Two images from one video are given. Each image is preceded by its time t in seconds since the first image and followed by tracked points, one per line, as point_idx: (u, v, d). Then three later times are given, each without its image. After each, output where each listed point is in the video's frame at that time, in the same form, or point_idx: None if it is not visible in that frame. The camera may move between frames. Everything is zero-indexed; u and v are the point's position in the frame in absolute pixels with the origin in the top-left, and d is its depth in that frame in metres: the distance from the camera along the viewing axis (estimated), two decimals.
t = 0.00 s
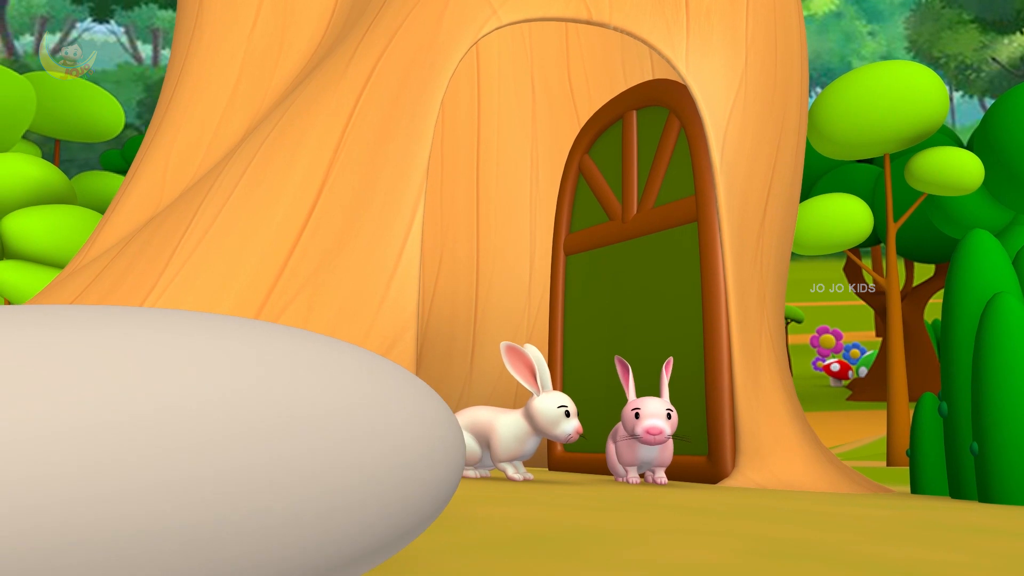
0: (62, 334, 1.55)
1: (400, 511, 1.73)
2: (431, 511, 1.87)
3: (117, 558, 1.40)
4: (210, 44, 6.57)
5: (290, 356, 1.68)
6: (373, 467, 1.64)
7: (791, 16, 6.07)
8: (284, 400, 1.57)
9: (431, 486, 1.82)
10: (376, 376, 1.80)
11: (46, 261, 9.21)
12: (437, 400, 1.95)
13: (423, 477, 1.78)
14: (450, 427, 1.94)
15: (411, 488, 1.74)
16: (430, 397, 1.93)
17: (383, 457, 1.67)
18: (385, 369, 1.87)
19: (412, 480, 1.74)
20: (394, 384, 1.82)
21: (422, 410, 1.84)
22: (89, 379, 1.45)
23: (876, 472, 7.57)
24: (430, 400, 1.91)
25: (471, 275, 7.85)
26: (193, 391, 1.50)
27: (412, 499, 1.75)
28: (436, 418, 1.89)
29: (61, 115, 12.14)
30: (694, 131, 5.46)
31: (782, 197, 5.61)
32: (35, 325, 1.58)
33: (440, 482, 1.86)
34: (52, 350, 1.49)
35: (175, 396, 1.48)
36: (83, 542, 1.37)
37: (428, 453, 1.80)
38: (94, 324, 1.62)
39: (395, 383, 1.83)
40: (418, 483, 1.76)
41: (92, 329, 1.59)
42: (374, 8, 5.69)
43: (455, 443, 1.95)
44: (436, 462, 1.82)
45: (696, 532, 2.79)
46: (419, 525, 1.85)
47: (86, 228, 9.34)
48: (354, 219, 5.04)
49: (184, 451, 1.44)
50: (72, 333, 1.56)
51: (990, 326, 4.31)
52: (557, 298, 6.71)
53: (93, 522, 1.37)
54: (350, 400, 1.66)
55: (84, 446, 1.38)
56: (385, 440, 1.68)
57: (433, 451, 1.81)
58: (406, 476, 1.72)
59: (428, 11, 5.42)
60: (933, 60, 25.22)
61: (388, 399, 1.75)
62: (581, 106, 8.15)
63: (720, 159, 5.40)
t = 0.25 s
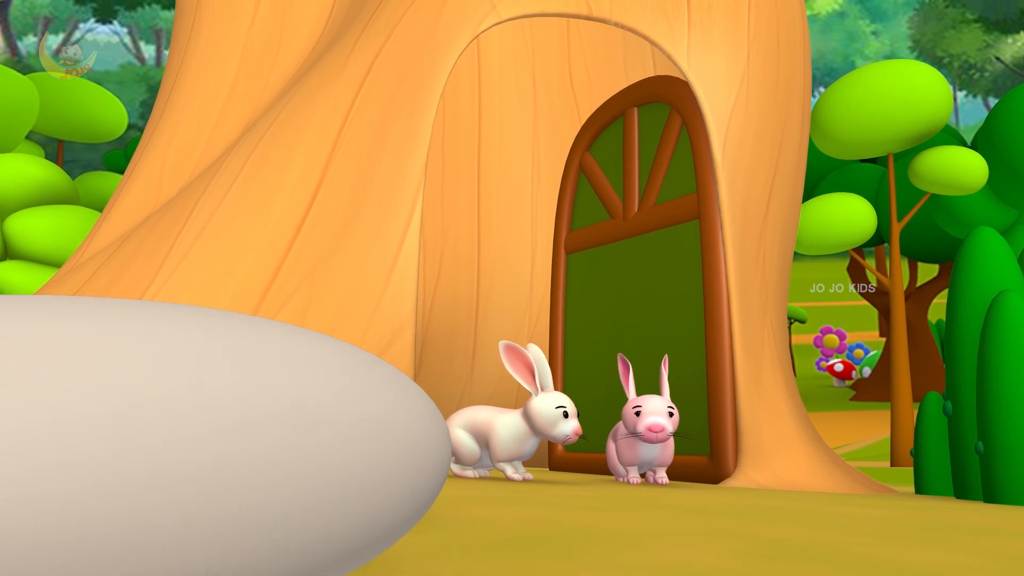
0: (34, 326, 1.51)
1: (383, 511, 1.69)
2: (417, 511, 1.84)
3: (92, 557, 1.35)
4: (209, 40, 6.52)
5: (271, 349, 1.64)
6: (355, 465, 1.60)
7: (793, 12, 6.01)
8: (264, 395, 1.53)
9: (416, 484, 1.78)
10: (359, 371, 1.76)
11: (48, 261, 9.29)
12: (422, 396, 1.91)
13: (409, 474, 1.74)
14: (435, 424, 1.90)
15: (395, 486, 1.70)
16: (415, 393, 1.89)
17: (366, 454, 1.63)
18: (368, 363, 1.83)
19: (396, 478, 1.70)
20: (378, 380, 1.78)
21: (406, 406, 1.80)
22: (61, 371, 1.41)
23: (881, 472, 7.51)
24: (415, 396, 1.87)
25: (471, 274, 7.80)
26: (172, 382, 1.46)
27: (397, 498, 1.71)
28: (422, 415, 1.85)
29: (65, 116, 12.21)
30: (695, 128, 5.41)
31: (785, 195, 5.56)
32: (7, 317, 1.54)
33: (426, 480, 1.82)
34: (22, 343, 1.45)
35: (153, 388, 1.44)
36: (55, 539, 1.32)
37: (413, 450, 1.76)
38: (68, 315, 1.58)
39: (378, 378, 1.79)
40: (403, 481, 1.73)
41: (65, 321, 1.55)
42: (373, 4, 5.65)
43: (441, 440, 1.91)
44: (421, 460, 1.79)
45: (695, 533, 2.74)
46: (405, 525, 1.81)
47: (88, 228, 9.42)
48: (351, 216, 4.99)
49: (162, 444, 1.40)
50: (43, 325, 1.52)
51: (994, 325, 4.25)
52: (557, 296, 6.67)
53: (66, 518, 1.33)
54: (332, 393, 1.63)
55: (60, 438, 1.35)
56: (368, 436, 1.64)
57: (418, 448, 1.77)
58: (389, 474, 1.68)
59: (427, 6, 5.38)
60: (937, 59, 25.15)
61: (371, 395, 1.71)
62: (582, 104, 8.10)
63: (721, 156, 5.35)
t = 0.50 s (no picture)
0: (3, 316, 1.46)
1: (366, 509, 1.66)
2: (399, 510, 1.80)
3: (69, 556, 1.31)
4: (207, 38, 6.48)
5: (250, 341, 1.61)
6: (337, 461, 1.57)
7: (795, 8, 5.96)
8: (244, 389, 1.50)
9: (398, 481, 1.75)
10: (341, 366, 1.73)
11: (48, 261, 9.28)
12: (404, 392, 1.88)
13: (390, 471, 1.71)
14: (418, 421, 1.87)
15: (377, 484, 1.67)
16: (397, 389, 1.86)
17: (347, 450, 1.60)
18: (350, 358, 1.80)
19: (379, 474, 1.67)
20: (359, 375, 1.74)
21: (388, 402, 1.77)
22: (32, 362, 1.37)
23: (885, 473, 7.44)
24: (397, 392, 1.85)
25: (472, 272, 7.75)
26: (152, 374, 1.43)
27: (379, 495, 1.68)
28: (404, 411, 1.82)
29: (66, 117, 12.20)
30: (697, 125, 5.37)
31: (787, 193, 5.50)
32: None
33: (408, 478, 1.79)
34: None
35: (132, 381, 1.40)
36: (29, 537, 1.28)
37: (395, 447, 1.73)
38: (40, 305, 1.53)
39: (360, 373, 1.76)
40: (385, 478, 1.70)
41: (36, 310, 1.50)
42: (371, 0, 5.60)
43: (423, 437, 1.88)
44: (403, 457, 1.76)
45: (695, 534, 2.69)
46: (387, 524, 1.78)
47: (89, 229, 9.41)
48: (349, 214, 4.94)
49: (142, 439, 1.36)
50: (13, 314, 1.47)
51: (999, 323, 4.20)
52: (558, 295, 6.62)
53: (41, 514, 1.28)
54: (312, 387, 1.60)
55: (33, 432, 1.30)
56: (349, 432, 1.61)
57: (400, 445, 1.75)
58: (371, 470, 1.65)
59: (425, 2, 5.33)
60: (941, 58, 25.05)
61: (352, 390, 1.68)
62: (584, 102, 8.04)
63: (724, 154, 5.29)
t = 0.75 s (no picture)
0: None
1: (348, 504, 1.62)
2: (380, 506, 1.77)
3: (36, 557, 1.24)
4: (205, 36, 6.44)
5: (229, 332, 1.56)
6: (320, 454, 1.53)
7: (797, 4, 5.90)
8: (224, 378, 1.45)
9: (380, 477, 1.72)
10: (321, 358, 1.69)
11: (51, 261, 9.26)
12: (384, 385, 1.85)
13: (372, 466, 1.67)
14: (398, 415, 1.84)
15: (359, 478, 1.63)
16: (376, 382, 1.82)
17: (330, 444, 1.56)
18: (329, 350, 1.75)
19: (360, 468, 1.63)
20: (334, 365, 1.69)
21: (369, 395, 1.74)
22: None
23: (890, 474, 7.37)
24: (377, 385, 1.81)
25: (472, 271, 7.70)
26: (119, 365, 1.37)
27: (361, 490, 1.64)
28: (385, 404, 1.79)
29: (68, 119, 12.19)
30: (698, 121, 5.32)
31: (790, 190, 5.44)
32: None
33: (390, 473, 1.76)
34: None
35: (108, 371, 1.35)
36: (2, 534, 1.22)
37: (376, 440, 1.69)
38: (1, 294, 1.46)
39: (339, 365, 1.72)
40: (367, 472, 1.66)
41: None
42: None
43: (403, 431, 1.85)
44: (385, 451, 1.72)
45: (696, 534, 2.63)
46: (368, 521, 1.74)
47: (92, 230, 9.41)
48: (346, 211, 4.88)
49: (113, 430, 1.30)
50: None
51: (1005, 322, 4.14)
52: (558, 293, 6.57)
53: (16, 510, 1.23)
54: (293, 378, 1.56)
55: None
56: (331, 424, 1.57)
57: (381, 438, 1.71)
58: (354, 464, 1.61)
59: None
60: (945, 57, 24.96)
61: (332, 382, 1.64)
62: (585, 100, 7.99)
63: (726, 151, 5.24)
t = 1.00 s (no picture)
0: None
1: (332, 501, 1.58)
2: (360, 505, 1.73)
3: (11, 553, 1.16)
4: (202, 34, 6.40)
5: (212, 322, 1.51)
6: (308, 448, 1.49)
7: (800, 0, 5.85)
8: (211, 368, 1.40)
9: (362, 473, 1.68)
10: (304, 350, 1.65)
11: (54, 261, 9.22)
12: (363, 380, 1.81)
13: (356, 461, 1.64)
14: (378, 410, 1.80)
15: (344, 474, 1.60)
16: (356, 376, 1.79)
17: (316, 438, 1.52)
18: (309, 345, 1.71)
19: (345, 463, 1.60)
20: (315, 360, 1.65)
21: (352, 389, 1.70)
22: None
23: (894, 474, 7.31)
24: (358, 379, 1.78)
25: (473, 270, 7.65)
26: (100, 352, 1.30)
27: (345, 486, 1.61)
28: (366, 399, 1.75)
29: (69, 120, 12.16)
30: (700, 117, 5.27)
31: (792, 188, 5.38)
32: None
33: (371, 470, 1.73)
34: None
35: (97, 358, 1.29)
36: None
37: (361, 435, 1.66)
38: None
39: (321, 359, 1.68)
40: (348, 471, 1.61)
41: None
42: None
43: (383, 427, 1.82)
44: (366, 448, 1.69)
45: (696, 536, 2.58)
46: (350, 518, 1.70)
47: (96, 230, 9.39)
48: (344, 208, 4.83)
49: (95, 420, 1.23)
50: None
51: (1010, 319, 4.08)
52: (559, 291, 6.52)
53: None
54: (279, 369, 1.51)
55: None
56: (318, 418, 1.53)
57: (364, 434, 1.68)
58: (339, 459, 1.58)
59: None
60: (948, 57, 24.91)
61: (317, 375, 1.61)
62: (587, 99, 7.94)
63: (727, 148, 5.19)
